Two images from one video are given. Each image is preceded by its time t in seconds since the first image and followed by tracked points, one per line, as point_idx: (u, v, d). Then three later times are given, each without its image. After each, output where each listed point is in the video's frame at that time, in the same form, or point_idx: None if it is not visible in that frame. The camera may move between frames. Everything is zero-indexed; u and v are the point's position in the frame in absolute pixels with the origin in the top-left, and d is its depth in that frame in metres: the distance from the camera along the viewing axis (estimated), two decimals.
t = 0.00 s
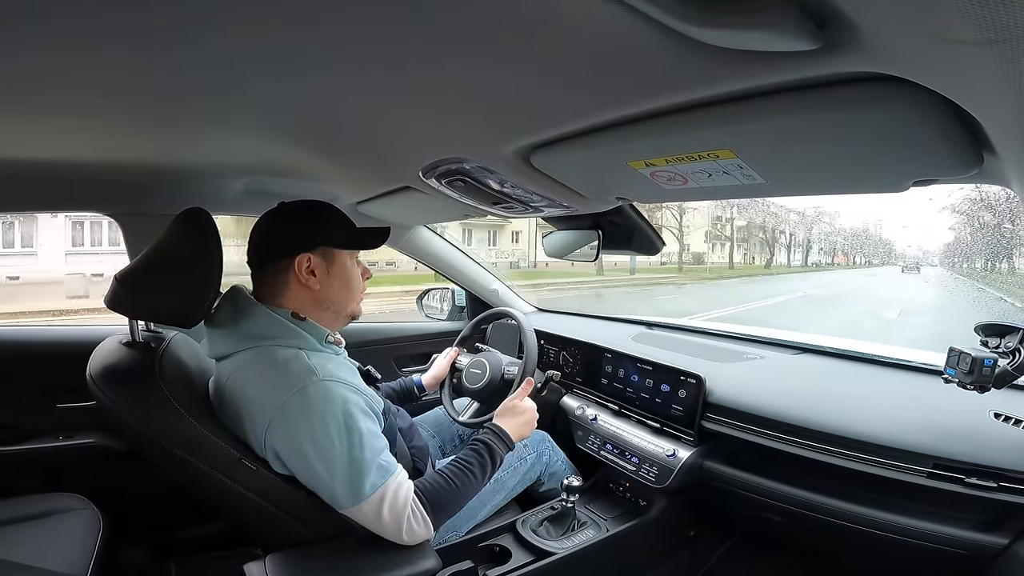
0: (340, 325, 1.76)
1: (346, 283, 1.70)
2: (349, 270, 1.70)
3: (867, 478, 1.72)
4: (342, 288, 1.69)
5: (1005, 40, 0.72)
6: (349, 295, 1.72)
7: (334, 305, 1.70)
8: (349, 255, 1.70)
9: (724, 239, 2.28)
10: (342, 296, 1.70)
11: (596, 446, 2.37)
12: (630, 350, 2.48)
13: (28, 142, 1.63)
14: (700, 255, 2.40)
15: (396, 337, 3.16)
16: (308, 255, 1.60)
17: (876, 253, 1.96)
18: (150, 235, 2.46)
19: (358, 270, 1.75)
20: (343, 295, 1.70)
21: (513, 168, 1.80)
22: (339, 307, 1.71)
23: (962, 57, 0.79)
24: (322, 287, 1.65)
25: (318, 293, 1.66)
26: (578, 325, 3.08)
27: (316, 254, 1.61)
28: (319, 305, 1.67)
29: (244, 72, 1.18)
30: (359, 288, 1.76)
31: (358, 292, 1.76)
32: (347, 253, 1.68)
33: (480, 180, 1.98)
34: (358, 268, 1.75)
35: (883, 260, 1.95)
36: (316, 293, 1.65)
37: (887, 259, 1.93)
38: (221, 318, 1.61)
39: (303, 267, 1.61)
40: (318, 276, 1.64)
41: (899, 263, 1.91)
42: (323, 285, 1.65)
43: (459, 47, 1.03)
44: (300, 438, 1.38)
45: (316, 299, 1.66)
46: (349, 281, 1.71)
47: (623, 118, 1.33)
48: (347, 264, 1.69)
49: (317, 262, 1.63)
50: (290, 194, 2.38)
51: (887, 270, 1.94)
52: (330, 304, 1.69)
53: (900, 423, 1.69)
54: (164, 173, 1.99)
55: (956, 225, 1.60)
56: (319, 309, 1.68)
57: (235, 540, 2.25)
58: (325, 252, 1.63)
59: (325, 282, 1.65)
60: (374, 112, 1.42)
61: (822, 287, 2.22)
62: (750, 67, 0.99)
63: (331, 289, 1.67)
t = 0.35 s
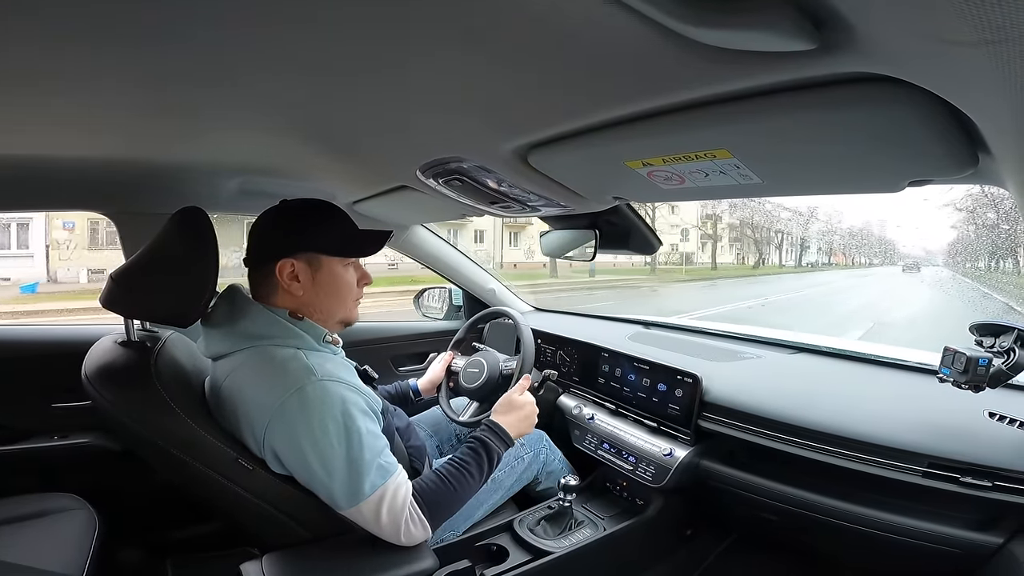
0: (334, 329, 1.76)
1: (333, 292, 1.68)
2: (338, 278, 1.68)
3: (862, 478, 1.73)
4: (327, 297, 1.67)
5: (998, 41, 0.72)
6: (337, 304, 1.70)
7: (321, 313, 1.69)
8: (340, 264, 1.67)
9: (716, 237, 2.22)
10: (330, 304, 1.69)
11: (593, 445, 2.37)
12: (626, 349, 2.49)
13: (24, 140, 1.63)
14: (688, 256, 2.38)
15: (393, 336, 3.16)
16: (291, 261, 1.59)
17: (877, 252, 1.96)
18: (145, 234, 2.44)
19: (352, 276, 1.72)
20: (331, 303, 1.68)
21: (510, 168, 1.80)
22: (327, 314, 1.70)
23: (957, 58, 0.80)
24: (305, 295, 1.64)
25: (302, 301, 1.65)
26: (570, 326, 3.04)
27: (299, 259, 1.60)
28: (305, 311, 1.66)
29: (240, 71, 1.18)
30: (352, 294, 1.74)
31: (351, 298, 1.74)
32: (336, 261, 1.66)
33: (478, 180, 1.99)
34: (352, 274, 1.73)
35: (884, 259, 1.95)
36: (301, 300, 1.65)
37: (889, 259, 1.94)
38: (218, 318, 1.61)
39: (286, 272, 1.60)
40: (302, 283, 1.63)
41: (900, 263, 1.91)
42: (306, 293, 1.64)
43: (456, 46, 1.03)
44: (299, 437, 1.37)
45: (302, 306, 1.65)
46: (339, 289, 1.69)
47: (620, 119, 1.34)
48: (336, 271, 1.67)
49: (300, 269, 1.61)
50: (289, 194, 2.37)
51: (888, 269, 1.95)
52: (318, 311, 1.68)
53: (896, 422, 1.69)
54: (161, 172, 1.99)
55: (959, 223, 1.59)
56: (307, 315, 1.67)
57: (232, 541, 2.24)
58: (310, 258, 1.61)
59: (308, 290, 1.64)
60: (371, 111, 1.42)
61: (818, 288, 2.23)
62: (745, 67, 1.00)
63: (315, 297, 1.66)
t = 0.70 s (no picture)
0: (329, 328, 1.75)
1: (329, 289, 1.68)
2: (331, 275, 1.67)
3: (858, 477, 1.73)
4: (323, 295, 1.67)
5: (992, 41, 0.72)
6: (333, 301, 1.70)
7: (314, 313, 1.68)
8: (334, 262, 1.67)
9: (707, 242, 2.30)
10: (325, 302, 1.68)
11: (590, 445, 2.37)
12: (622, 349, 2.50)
13: (19, 139, 1.63)
14: (677, 255, 2.50)
15: (389, 337, 3.16)
16: (285, 261, 1.58)
17: (882, 254, 1.93)
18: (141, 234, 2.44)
19: (343, 274, 1.72)
20: (326, 299, 1.68)
21: (506, 168, 1.80)
22: (323, 313, 1.70)
23: (951, 57, 0.80)
24: (300, 295, 1.64)
25: (297, 300, 1.64)
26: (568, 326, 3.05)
27: (292, 258, 1.59)
28: (300, 312, 1.66)
29: (236, 70, 1.17)
30: (346, 292, 1.73)
31: (345, 297, 1.74)
32: (329, 259, 1.66)
33: (474, 181, 1.99)
34: (344, 270, 1.72)
35: (887, 260, 1.93)
36: (295, 300, 1.64)
37: (894, 260, 1.91)
38: (212, 319, 1.60)
39: (280, 273, 1.59)
40: (296, 283, 1.62)
41: (905, 264, 1.88)
42: (302, 292, 1.64)
43: (451, 45, 1.02)
44: (288, 442, 1.36)
45: (296, 306, 1.65)
46: (333, 288, 1.69)
47: (616, 119, 1.34)
48: (329, 270, 1.66)
49: (294, 267, 1.60)
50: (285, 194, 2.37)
51: (892, 270, 1.93)
52: (312, 310, 1.68)
53: (892, 422, 1.70)
54: (157, 172, 1.98)
55: (966, 222, 1.58)
56: (300, 317, 1.67)
57: (228, 542, 2.23)
58: (303, 258, 1.61)
59: (304, 289, 1.63)
60: (368, 111, 1.42)
61: (813, 289, 2.22)
62: (741, 67, 1.00)
63: (312, 297, 1.65)
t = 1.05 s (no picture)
0: (326, 323, 1.76)
1: (324, 288, 1.68)
2: (325, 274, 1.68)
3: (854, 476, 1.74)
4: (318, 294, 1.67)
5: (982, 41, 0.73)
6: (329, 299, 1.71)
7: (311, 310, 1.69)
8: (324, 259, 1.67)
9: (697, 240, 2.27)
10: (320, 301, 1.69)
11: (586, 445, 2.37)
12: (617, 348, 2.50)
13: (10, 140, 1.62)
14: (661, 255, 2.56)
15: (385, 338, 3.15)
16: (277, 262, 1.58)
17: (880, 253, 1.94)
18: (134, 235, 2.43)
19: (335, 271, 1.72)
20: (321, 299, 1.69)
21: (501, 168, 1.80)
22: (319, 310, 1.70)
23: (941, 57, 0.80)
24: (296, 295, 1.64)
25: (293, 301, 1.64)
26: (564, 325, 3.07)
27: (284, 259, 1.59)
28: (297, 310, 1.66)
29: (229, 71, 1.17)
30: (340, 289, 1.74)
31: (339, 294, 1.75)
32: (321, 257, 1.66)
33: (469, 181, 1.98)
34: (336, 269, 1.73)
35: (889, 260, 1.92)
36: (290, 300, 1.64)
37: (895, 260, 1.91)
38: (206, 320, 1.59)
39: (273, 274, 1.59)
40: (291, 283, 1.62)
41: (907, 264, 1.87)
42: (297, 293, 1.64)
43: (444, 46, 1.02)
44: (300, 435, 1.36)
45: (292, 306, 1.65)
46: (327, 286, 1.69)
47: (610, 119, 1.34)
48: (322, 267, 1.66)
49: (288, 269, 1.61)
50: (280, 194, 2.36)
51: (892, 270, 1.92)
52: (308, 309, 1.68)
53: (887, 420, 1.70)
54: (150, 173, 1.98)
55: (967, 221, 1.58)
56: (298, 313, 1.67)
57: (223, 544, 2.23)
58: (296, 258, 1.61)
59: (299, 289, 1.63)
60: (362, 112, 1.42)
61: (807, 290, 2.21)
62: (734, 67, 1.00)
63: (306, 296, 1.65)
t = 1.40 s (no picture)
0: (320, 332, 1.75)
1: (325, 293, 1.68)
2: (330, 280, 1.68)
3: (850, 477, 1.74)
4: (318, 299, 1.66)
5: (981, 43, 0.73)
6: (330, 304, 1.70)
7: (310, 314, 1.68)
8: (332, 267, 1.69)
9: (684, 237, 2.30)
10: (320, 305, 1.68)
11: (583, 446, 2.37)
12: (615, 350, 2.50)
13: (6, 138, 1.61)
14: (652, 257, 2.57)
15: (382, 338, 3.15)
16: (285, 261, 1.58)
17: (880, 254, 1.94)
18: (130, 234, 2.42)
19: (341, 279, 1.73)
20: (321, 304, 1.68)
21: (499, 169, 1.80)
22: (317, 315, 1.69)
23: (940, 59, 0.80)
24: (298, 295, 1.63)
25: (294, 303, 1.64)
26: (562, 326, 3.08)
27: (294, 259, 1.59)
28: (292, 312, 1.65)
29: (227, 70, 1.17)
30: (341, 296, 1.74)
31: (340, 301, 1.74)
32: (329, 262, 1.67)
33: (466, 181, 1.98)
34: (341, 277, 1.74)
35: (890, 260, 1.92)
36: (291, 301, 1.63)
37: (896, 261, 1.90)
38: (202, 320, 1.59)
39: (280, 273, 1.59)
40: (295, 283, 1.62)
41: (909, 265, 1.86)
42: (299, 294, 1.63)
43: (444, 46, 1.02)
44: (290, 438, 1.36)
45: (290, 308, 1.64)
46: (329, 292, 1.69)
47: (608, 120, 1.33)
48: (328, 274, 1.67)
49: (294, 269, 1.61)
50: (278, 194, 2.35)
51: (893, 270, 1.92)
52: (306, 313, 1.67)
53: (884, 421, 1.70)
54: (147, 173, 1.97)
55: (969, 220, 1.56)
56: (290, 316, 1.65)
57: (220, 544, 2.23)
58: (304, 260, 1.61)
59: (302, 291, 1.63)
60: (360, 112, 1.41)
61: (807, 288, 2.23)
62: (733, 68, 1.00)
63: (310, 300, 1.65)
